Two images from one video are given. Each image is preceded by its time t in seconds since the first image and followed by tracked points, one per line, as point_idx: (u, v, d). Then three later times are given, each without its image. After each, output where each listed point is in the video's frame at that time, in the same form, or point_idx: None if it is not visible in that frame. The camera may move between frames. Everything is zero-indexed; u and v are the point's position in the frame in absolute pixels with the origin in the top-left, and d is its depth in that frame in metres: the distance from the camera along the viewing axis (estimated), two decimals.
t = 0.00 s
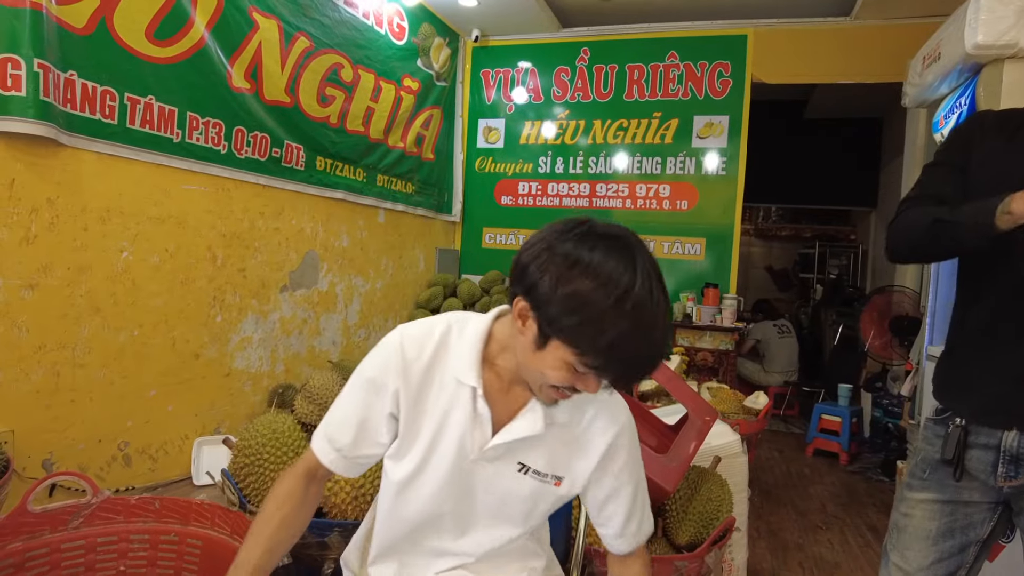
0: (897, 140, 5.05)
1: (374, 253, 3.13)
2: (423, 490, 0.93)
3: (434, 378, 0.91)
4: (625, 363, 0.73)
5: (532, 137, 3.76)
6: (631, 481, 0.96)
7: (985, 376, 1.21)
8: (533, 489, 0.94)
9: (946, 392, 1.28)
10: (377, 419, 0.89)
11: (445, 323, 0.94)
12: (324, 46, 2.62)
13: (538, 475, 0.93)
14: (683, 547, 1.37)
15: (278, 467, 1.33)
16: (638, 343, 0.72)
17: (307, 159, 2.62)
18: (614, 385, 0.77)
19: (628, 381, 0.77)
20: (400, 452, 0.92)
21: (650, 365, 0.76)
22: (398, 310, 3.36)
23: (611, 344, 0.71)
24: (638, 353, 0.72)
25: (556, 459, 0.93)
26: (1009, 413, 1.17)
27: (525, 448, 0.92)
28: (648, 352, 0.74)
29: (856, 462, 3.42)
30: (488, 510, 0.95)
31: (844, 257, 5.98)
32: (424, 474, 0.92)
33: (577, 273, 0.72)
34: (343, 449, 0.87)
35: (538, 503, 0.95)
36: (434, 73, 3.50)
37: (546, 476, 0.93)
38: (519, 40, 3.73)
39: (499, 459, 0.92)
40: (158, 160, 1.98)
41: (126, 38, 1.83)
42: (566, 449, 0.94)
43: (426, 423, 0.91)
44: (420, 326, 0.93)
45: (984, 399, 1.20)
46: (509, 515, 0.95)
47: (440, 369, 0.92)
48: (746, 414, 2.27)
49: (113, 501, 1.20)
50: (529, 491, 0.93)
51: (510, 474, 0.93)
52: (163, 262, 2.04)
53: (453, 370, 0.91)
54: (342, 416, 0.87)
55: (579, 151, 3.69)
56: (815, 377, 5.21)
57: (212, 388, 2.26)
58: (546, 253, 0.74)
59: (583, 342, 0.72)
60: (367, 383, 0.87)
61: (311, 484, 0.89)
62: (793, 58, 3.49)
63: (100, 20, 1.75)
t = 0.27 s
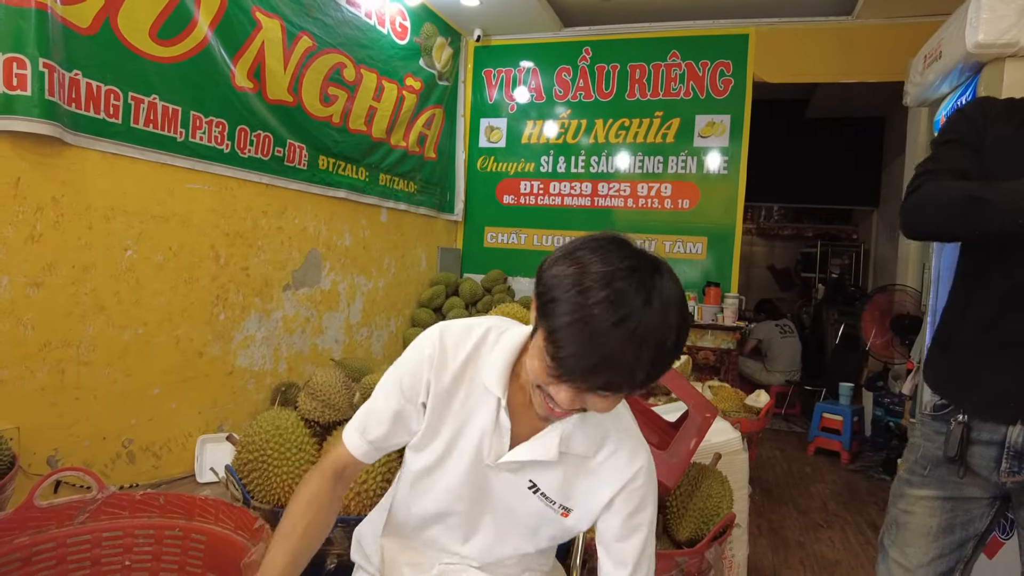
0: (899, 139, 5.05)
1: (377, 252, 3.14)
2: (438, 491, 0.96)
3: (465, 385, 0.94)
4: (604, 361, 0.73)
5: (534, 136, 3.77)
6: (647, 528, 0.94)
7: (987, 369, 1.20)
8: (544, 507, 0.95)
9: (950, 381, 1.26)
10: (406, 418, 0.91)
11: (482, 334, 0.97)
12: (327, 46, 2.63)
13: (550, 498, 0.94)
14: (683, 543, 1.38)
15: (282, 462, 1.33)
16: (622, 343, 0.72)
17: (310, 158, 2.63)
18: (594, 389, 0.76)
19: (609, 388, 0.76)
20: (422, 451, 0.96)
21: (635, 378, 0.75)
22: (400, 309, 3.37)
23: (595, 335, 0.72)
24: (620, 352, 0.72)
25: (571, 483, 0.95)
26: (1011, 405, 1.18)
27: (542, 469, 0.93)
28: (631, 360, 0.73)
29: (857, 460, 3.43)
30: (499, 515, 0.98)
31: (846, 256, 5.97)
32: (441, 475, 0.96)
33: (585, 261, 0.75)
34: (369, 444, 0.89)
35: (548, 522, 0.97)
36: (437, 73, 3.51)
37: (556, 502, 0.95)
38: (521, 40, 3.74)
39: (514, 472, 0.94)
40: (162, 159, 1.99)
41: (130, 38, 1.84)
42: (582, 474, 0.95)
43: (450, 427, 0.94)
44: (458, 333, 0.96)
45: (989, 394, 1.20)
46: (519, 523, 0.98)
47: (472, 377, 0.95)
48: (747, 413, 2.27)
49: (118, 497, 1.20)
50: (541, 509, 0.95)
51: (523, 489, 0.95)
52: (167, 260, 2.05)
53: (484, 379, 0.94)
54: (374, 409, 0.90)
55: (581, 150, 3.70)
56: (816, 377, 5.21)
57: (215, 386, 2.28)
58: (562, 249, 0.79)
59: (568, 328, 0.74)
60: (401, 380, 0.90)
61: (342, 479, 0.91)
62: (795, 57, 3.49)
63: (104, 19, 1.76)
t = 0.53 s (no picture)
0: (900, 138, 5.05)
1: (378, 251, 3.14)
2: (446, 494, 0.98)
3: (474, 391, 0.96)
4: (596, 343, 0.74)
5: (535, 135, 3.77)
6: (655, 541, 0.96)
7: (988, 368, 1.20)
8: (550, 516, 0.97)
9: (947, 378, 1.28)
10: (413, 421, 0.93)
11: (493, 341, 0.97)
12: (328, 45, 2.63)
13: (558, 508, 0.96)
14: (683, 541, 1.38)
15: (283, 460, 1.34)
16: (616, 327, 0.73)
17: (311, 157, 2.64)
18: (586, 375, 0.77)
19: (601, 375, 0.76)
20: (428, 454, 0.97)
21: (627, 367, 0.75)
22: (401, 307, 3.38)
23: (591, 316, 0.74)
24: (612, 334, 0.73)
25: (580, 493, 0.96)
26: None
27: (551, 480, 0.94)
28: (624, 347, 0.74)
29: (858, 459, 3.43)
30: (503, 519, 1.00)
31: (847, 255, 5.97)
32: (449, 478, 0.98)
33: (593, 248, 0.77)
34: (372, 447, 0.90)
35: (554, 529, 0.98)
36: (438, 71, 3.51)
37: (565, 513, 0.96)
38: (522, 39, 3.74)
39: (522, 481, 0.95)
40: (164, 158, 2.00)
41: (132, 38, 1.84)
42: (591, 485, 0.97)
43: (458, 432, 0.96)
44: (469, 339, 0.96)
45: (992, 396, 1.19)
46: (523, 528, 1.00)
47: (481, 384, 0.96)
48: (747, 411, 2.27)
49: (120, 494, 1.21)
50: (547, 517, 0.97)
51: (530, 497, 0.96)
52: (169, 259, 2.06)
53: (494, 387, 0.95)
54: (380, 413, 0.90)
55: (582, 149, 3.70)
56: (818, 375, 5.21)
57: (217, 384, 2.28)
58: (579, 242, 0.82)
59: (566, 308, 0.75)
60: (409, 384, 0.91)
61: (336, 479, 0.92)
62: (795, 55, 3.49)
63: (106, 19, 1.76)
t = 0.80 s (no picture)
0: (902, 135, 5.03)
1: (379, 249, 3.14)
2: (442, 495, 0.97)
3: (469, 391, 0.95)
4: (585, 333, 0.73)
5: (537, 133, 3.76)
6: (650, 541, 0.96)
7: (992, 366, 1.15)
8: (547, 518, 0.96)
9: (952, 378, 1.20)
10: (407, 422, 0.92)
11: (488, 339, 0.96)
12: (328, 42, 2.62)
13: (555, 511, 0.95)
14: (685, 539, 1.38)
15: (283, 457, 1.34)
16: (607, 318, 0.73)
17: (312, 154, 2.63)
18: (572, 365, 0.76)
19: (588, 365, 0.75)
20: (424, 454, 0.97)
21: (614, 358, 0.75)
22: (402, 305, 3.37)
23: (582, 304, 0.73)
24: (601, 324, 0.72)
25: (577, 496, 0.95)
26: None
27: (548, 483, 0.94)
28: (612, 337, 0.73)
29: (859, 457, 3.42)
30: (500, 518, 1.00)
31: (849, 253, 5.96)
32: (445, 479, 0.97)
33: (591, 240, 0.76)
34: (363, 449, 0.89)
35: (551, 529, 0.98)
36: (439, 69, 3.50)
37: (561, 516, 0.96)
38: (523, 36, 3.73)
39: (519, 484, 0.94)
40: (164, 155, 1.99)
41: (132, 34, 1.84)
42: (588, 487, 0.96)
43: (453, 432, 0.95)
44: (463, 339, 0.95)
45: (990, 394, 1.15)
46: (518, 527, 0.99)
47: (476, 383, 0.95)
48: (749, 409, 2.26)
49: (120, 492, 1.20)
50: (543, 518, 0.96)
51: (527, 499, 0.95)
52: (169, 257, 2.05)
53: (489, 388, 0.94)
54: (374, 414, 0.89)
55: (583, 146, 3.69)
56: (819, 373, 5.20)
57: (217, 382, 2.28)
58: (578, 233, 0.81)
59: (556, 296, 0.74)
60: (404, 385, 0.90)
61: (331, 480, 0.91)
62: (797, 52, 3.48)
63: (106, 15, 1.76)
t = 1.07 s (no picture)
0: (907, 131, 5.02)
1: (382, 246, 3.13)
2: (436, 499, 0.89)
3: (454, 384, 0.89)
4: (486, 292, 0.65)
5: (540, 128, 3.75)
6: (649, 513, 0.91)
7: (986, 362, 1.06)
8: (547, 513, 0.89)
9: (944, 374, 1.11)
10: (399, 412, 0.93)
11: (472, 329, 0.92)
12: (331, 37, 2.61)
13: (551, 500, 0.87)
14: (690, 537, 1.37)
15: (287, 454, 1.33)
16: (500, 284, 0.65)
17: (314, 150, 2.62)
18: (473, 340, 0.68)
19: (486, 340, 0.68)
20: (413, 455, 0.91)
21: (512, 333, 0.66)
22: (405, 301, 3.37)
23: (478, 271, 0.66)
24: (503, 285, 0.64)
25: (574, 485, 0.88)
26: None
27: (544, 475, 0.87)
28: (504, 307, 0.65)
29: (864, 454, 3.41)
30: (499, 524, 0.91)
31: (853, 249, 5.95)
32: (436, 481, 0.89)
33: (536, 212, 0.70)
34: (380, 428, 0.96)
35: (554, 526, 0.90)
36: (441, 64, 3.48)
37: (559, 503, 0.88)
38: (526, 31, 3.71)
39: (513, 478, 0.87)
40: (166, 151, 1.99)
41: (134, 30, 1.83)
42: (585, 474, 0.88)
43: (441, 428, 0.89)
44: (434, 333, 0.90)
45: (995, 383, 1.05)
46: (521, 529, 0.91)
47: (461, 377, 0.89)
48: (754, 406, 2.26)
49: (123, 489, 1.22)
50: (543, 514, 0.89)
51: (523, 494, 0.88)
52: (172, 253, 2.05)
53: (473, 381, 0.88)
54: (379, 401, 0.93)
55: (586, 142, 3.68)
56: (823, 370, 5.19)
57: (221, 378, 2.28)
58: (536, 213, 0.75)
59: (475, 254, 0.68)
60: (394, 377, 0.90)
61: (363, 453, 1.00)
62: (801, 48, 3.46)
63: (107, 11, 1.75)
